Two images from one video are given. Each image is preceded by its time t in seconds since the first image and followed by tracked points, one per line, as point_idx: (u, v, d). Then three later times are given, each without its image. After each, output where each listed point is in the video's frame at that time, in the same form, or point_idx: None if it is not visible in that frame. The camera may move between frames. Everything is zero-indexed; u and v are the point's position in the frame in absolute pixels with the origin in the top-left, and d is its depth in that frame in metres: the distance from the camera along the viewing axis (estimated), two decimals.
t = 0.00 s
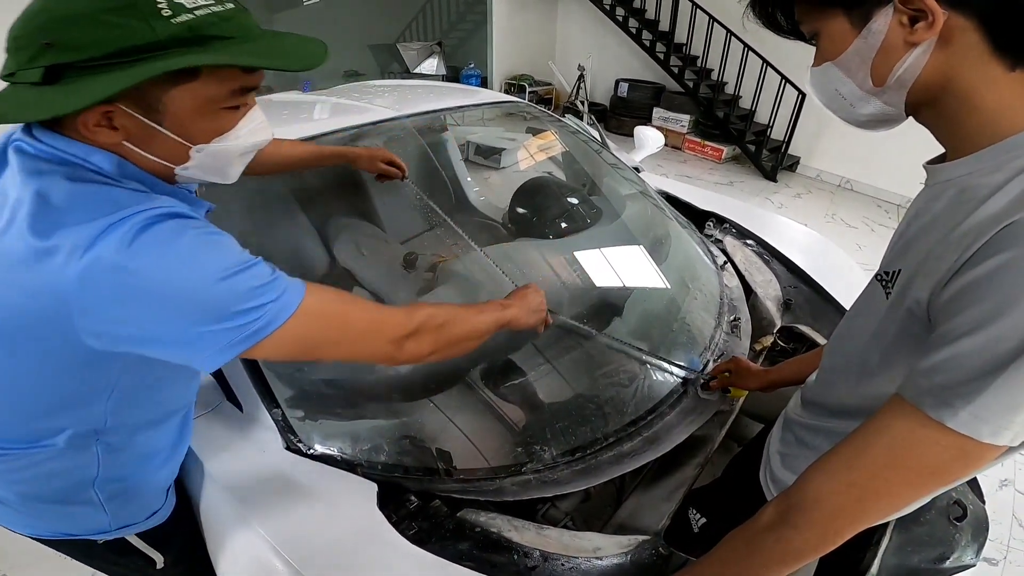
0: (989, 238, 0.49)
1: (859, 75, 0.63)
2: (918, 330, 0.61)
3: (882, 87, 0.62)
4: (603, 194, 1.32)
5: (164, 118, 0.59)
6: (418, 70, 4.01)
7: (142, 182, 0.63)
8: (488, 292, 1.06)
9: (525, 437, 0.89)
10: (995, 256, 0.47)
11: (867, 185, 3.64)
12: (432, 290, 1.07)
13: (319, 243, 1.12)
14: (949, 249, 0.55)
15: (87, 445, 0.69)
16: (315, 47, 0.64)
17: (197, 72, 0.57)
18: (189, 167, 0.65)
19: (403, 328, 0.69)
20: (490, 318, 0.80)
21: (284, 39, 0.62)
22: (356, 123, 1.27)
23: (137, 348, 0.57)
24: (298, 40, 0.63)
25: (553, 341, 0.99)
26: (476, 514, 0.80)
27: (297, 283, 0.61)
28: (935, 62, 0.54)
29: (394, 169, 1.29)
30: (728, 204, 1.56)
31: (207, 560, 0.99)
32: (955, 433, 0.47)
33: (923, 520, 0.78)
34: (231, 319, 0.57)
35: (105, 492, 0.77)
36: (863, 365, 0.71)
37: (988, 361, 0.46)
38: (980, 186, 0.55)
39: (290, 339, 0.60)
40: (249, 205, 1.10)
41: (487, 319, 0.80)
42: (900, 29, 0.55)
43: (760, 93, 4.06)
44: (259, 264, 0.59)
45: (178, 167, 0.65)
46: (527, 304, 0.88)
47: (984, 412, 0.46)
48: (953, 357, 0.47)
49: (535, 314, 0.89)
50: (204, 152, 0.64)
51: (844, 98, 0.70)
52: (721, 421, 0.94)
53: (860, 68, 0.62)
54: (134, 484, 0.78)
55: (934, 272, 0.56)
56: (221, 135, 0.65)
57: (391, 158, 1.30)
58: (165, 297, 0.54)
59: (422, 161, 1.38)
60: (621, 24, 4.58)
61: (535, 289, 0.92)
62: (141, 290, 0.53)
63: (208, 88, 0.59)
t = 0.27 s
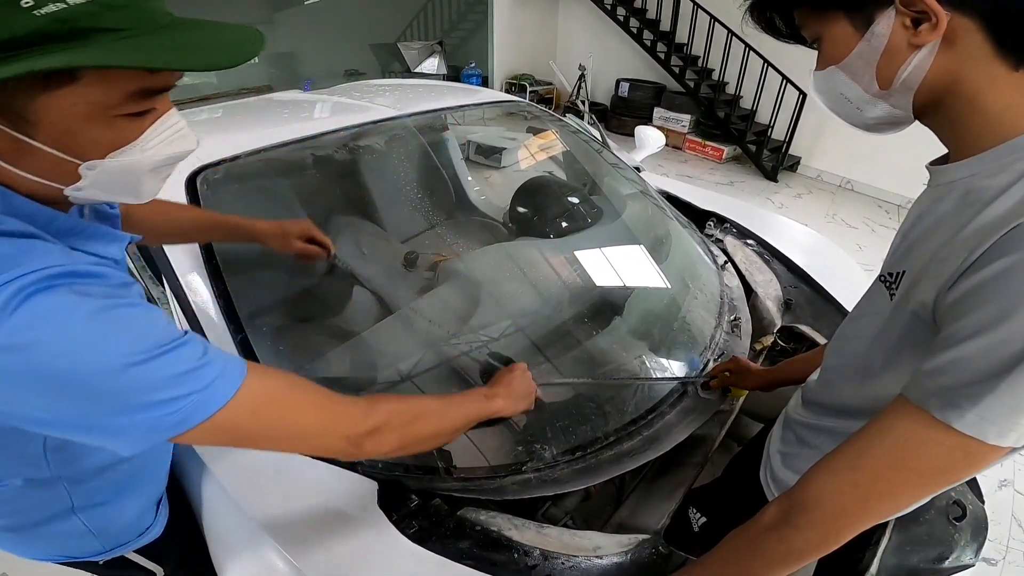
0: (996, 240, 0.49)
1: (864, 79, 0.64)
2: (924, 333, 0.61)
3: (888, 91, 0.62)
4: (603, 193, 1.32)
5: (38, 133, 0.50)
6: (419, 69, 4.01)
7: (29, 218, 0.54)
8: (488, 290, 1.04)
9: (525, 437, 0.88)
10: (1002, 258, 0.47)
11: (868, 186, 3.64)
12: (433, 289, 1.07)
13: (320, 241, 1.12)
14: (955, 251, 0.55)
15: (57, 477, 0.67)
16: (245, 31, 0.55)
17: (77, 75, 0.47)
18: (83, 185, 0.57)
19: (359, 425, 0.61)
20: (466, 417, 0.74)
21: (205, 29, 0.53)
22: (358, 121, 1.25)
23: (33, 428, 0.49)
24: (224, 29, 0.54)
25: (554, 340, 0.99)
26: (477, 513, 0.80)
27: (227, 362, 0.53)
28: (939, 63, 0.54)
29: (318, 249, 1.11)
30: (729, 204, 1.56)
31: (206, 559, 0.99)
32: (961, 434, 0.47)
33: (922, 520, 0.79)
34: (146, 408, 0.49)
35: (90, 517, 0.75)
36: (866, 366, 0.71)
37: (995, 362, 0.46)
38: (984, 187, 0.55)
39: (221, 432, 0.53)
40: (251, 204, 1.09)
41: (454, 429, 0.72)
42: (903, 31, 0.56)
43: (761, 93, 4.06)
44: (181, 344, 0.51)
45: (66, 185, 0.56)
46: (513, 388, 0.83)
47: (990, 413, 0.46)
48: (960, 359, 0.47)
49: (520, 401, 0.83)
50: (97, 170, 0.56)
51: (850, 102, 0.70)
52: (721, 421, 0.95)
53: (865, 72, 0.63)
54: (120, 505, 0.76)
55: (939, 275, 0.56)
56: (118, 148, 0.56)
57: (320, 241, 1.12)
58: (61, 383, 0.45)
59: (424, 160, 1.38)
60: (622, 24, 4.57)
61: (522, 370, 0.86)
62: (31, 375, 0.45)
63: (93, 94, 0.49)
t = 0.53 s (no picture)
0: (1001, 242, 0.50)
1: (870, 84, 0.64)
2: (929, 334, 0.61)
3: (894, 95, 0.62)
4: (604, 193, 1.32)
5: None
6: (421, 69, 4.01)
7: None
8: (489, 289, 1.05)
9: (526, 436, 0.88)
10: (1007, 259, 0.48)
11: (869, 187, 3.64)
12: (435, 288, 1.07)
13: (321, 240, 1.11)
14: (960, 252, 0.55)
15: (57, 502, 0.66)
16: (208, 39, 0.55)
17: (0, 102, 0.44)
18: (22, 220, 0.55)
19: (356, 491, 0.61)
20: (465, 482, 0.72)
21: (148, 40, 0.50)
22: (364, 120, 1.26)
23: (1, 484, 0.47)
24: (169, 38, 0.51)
25: (556, 340, 0.99)
26: (477, 512, 0.81)
27: (214, 424, 0.52)
28: (941, 66, 0.54)
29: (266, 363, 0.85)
30: (730, 204, 1.56)
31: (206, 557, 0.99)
32: (965, 434, 0.47)
33: (921, 520, 0.79)
34: (124, 472, 0.48)
35: (90, 542, 0.73)
36: (869, 367, 0.71)
37: (1000, 363, 0.46)
38: (989, 189, 0.55)
39: (203, 495, 0.52)
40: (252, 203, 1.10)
41: (454, 486, 0.71)
42: (904, 35, 0.56)
43: (762, 94, 4.06)
44: (165, 407, 0.50)
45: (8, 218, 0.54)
46: (513, 462, 0.79)
47: (995, 414, 0.46)
48: (965, 360, 0.47)
49: (525, 463, 0.80)
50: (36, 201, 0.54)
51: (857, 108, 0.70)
52: (721, 421, 0.95)
53: (870, 77, 0.63)
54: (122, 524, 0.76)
55: (944, 277, 0.57)
56: (62, 175, 0.54)
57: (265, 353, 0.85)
58: (34, 446, 0.44)
59: (425, 160, 1.39)
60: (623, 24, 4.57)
61: (526, 428, 0.83)
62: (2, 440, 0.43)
63: (22, 119, 0.46)
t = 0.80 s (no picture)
0: (1007, 246, 0.50)
1: (879, 94, 0.63)
2: (933, 337, 0.61)
3: (904, 102, 0.62)
4: (606, 194, 1.33)
5: None
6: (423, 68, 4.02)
7: None
8: (491, 289, 1.05)
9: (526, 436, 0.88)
10: (1013, 262, 0.48)
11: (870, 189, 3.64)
12: (437, 287, 1.08)
13: (324, 239, 1.11)
14: (966, 256, 0.55)
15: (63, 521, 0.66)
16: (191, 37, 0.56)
17: None
18: None
19: (363, 495, 0.61)
20: (467, 489, 0.72)
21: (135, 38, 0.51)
22: (368, 119, 1.26)
23: None
24: (155, 36, 0.53)
25: (557, 340, 0.99)
26: (478, 511, 0.81)
27: (213, 433, 0.52)
28: (948, 71, 0.54)
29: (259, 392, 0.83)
30: (733, 206, 1.56)
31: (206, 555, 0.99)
32: (969, 436, 0.48)
33: (920, 522, 0.79)
34: (122, 484, 0.48)
35: (97, 556, 0.73)
36: (872, 370, 0.72)
37: (1005, 366, 0.46)
38: (996, 193, 0.55)
39: (207, 504, 0.52)
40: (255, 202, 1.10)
41: (459, 494, 0.70)
42: (907, 41, 0.55)
43: (765, 96, 4.06)
44: (162, 416, 0.49)
45: None
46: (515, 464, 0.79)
47: (999, 417, 0.46)
48: (971, 362, 0.48)
49: (528, 465, 0.80)
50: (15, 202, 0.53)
51: (867, 117, 0.70)
52: (723, 422, 0.96)
53: (876, 87, 0.63)
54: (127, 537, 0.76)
55: (949, 280, 0.57)
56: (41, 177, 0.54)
57: (255, 377, 0.83)
58: (27, 460, 0.44)
59: (427, 159, 1.39)
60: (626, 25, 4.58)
61: (527, 433, 0.83)
62: None
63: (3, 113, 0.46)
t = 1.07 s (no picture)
0: (1013, 248, 0.50)
1: (881, 100, 0.63)
2: (937, 340, 0.61)
3: (905, 108, 0.62)
4: (607, 194, 1.33)
5: None
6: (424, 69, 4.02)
7: None
8: (491, 290, 1.05)
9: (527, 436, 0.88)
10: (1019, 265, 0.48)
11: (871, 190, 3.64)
12: (437, 288, 1.08)
13: (325, 239, 1.11)
14: (970, 258, 0.55)
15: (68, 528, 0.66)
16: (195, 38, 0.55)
17: None
18: (5, 224, 0.52)
19: (370, 505, 0.61)
20: (472, 493, 0.72)
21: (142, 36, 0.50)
22: (369, 119, 1.26)
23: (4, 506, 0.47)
24: (165, 36, 0.52)
25: (558, 341, 0.99)
26: (479, 512, 0.81)
27: (218, 444, 0.52)
28: (948, 75, 0.54)
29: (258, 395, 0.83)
30: (734, 207, 1.56)
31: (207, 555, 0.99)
32: (971, 439, 0.48)
33: (920, 523, 0.79)
34: (126, 496, 0.47)
35: (101, 561, 0.73)
36: (874, 372, 0.72)
37: (1009, 369, 0.46)
38: (1001, 195, 0.55)
39: (212, 513, 0.52)
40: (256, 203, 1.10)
41: (463, 498, 0.71)
42: (903, 47, 0.55)
43: (765, 96, 4.06)
44: (168, 428, 0.49)
45: None
46: (520, 468, 0.79)
47: (1003, 420, 0.46)
48: (975, 365, 0.48)
49: (531, 470, 0.80)
50: (24, 203, 0.52)
51: (869, 123, 0.70)
52: (723, 423, 0.97)
53: (878, 94, 0.62)
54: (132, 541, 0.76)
55: (953, 283, 0.57)
56: (51, 175, 0.53)
57: (255, 383, 0.82)
58: (31, 473, 0.44)
59: (428, 160, 1.39)
60: (627, 26, 4.58)
61: (532, 435, 0.83)
62: None
63: (15, 104, 0.45)
